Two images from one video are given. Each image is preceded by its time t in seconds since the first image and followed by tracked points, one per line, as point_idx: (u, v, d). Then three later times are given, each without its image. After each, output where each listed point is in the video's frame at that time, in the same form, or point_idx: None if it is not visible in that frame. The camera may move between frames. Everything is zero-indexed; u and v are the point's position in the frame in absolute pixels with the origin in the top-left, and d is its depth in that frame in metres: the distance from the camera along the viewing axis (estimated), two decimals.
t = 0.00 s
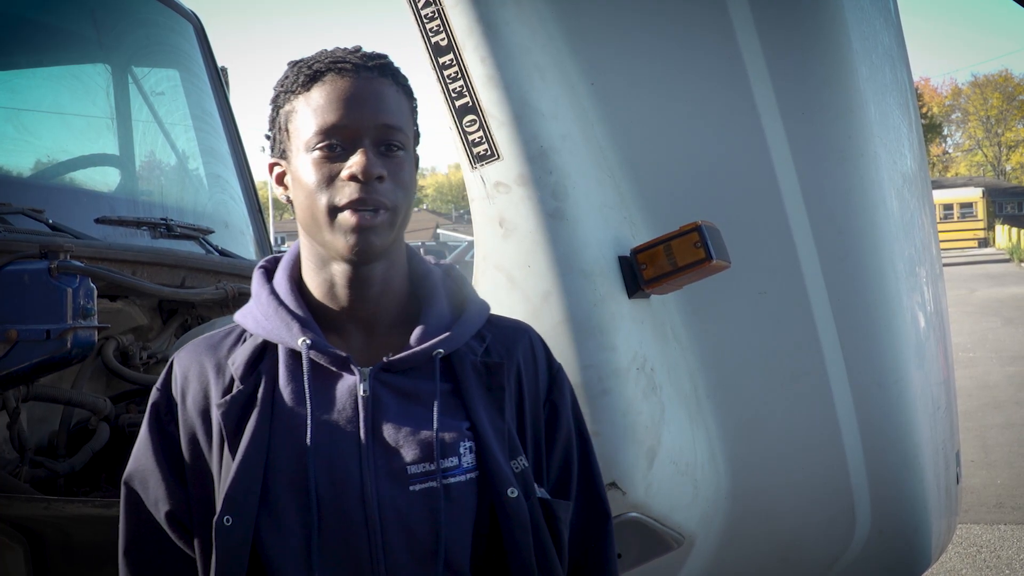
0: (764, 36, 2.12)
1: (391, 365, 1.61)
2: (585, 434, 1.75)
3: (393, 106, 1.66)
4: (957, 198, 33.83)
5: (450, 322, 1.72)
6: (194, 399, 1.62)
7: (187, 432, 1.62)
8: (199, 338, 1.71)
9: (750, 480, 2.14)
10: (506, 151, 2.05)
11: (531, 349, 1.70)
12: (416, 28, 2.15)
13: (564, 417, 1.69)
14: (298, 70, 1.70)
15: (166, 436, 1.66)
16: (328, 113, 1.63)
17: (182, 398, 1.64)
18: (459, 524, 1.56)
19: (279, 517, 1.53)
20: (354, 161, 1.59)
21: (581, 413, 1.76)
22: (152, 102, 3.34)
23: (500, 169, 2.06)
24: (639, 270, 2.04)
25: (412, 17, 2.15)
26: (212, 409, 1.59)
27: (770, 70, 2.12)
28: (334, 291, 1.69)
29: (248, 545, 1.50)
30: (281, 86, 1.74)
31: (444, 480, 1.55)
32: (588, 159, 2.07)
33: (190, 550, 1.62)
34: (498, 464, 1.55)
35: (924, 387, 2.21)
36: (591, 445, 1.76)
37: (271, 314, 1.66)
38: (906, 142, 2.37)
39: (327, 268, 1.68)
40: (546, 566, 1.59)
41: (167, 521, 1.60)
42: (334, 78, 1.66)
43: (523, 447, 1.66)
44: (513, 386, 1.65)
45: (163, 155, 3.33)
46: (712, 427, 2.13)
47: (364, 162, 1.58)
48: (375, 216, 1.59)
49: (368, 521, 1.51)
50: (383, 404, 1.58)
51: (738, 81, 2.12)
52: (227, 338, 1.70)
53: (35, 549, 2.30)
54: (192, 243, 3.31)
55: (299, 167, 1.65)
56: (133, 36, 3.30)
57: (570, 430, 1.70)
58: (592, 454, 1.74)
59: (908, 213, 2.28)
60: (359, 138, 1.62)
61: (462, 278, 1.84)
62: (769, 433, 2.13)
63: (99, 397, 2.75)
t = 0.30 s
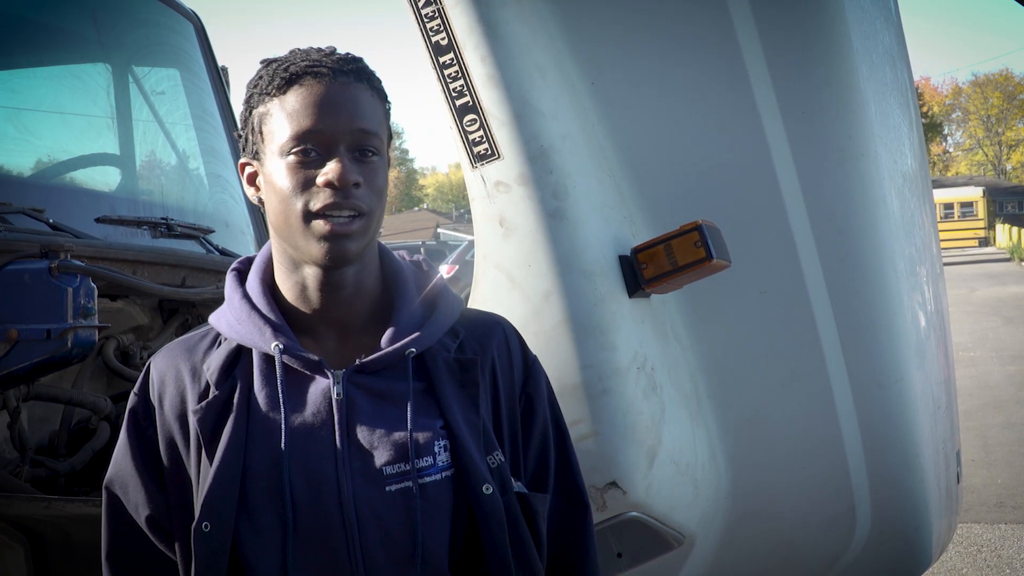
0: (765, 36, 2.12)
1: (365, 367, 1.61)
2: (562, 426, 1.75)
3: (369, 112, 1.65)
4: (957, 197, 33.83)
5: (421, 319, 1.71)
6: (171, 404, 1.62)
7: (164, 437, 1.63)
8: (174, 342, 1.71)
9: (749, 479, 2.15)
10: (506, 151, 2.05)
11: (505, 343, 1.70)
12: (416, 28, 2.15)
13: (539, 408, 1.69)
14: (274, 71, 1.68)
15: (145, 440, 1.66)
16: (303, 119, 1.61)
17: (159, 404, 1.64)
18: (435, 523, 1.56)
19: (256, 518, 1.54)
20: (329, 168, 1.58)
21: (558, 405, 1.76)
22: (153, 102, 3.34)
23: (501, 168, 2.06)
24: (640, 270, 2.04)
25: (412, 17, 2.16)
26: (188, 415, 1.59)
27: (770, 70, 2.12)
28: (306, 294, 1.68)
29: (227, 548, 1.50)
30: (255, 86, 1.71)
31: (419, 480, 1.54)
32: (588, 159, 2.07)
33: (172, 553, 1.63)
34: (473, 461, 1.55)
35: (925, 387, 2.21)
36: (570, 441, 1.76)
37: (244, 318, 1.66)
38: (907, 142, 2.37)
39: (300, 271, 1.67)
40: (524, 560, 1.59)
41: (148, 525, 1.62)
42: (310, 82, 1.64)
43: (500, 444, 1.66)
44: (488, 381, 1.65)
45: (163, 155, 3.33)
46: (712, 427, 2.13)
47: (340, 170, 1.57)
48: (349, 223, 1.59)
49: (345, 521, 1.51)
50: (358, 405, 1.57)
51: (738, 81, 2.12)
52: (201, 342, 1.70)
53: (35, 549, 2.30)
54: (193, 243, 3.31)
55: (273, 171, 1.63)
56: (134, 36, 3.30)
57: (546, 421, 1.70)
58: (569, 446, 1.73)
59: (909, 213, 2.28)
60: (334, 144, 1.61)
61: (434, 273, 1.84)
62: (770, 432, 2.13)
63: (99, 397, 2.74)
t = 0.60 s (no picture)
0: (765, 36, 2.12)
1: (364, 366, 1.61)
2: (566, 425, 1.74)
3: (366, 114, 1.65)
4: (957, 197, 33.82)
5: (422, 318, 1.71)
6: (175, 406, 1.63)
7: (169, 440, 1.63)
8: (178, 345, 1.72)
9: (750, 479, 2.15)
10: (506, 151, 2.05)
11: (507, 342, 1.71)
12: (416, 28, 2.15)
13: (542, 406, 1.69)
14: (272, 73, 1.68)
15: (150, 443, 1.66)
16: (301, 121, 1.61)
17: (163, 407, 1.64)
18: (438, 523, 1.55)
19: (258, 518, 1.54)
20: (328, 170, 1.58)
21: (562, 404, 1.75)
22: (153, 102, 3.35)
23: (501, 168, 2.06)
24: (640, 270, 2.04)
25: (413, 17, 2.16)
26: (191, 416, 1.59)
27: (770, 70, 2.12)
28: (307, 295, 1.69)
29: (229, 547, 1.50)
30: (253, 89, 1.71)
31: (420, 478, 1.54)
32: (588, 159, 2.08)
33: (178, 555, 1.63)
34: (473, 460, 1.54)
35: (925, 387, 2.21)
36: (574, 438, 1.76)
37: (246, 318, 1.66)
38: (908, 143, 2.38)
39: (300, 272, 1.68)
40: (527, 559, 1.57)
41: (154, 528, 1.62)
42: (308, 85, 1.64)
43: (503, 444, 1.66)
44: (489, 379, 1.65)
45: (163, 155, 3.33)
46: (712, 427, 2.14)
47: (339, 171, 1.57)
48: (348, 225, 1.59)
49: (347, 520, 1.51)
50: (358, 405, 1.58)
51: (739, 81, 2.12)
52: (205, 343, 1.71)
53: (35, 549, 2.30)
54: (194, 242, 3.31)
55: (271, 173, 1.63)
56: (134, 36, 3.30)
57: (549, 419, 1.69)
58: (572, 444, 1.73)
59: (909, 213, 2.28)
60: (333, 146, 1.61)
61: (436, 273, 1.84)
62: (770, 431, 2.13)
63: (100, 397, 2.74)
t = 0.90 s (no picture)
0: (765, 36, 2.12)
1: (376, 363, 1.61)
2: (576, 426, 1.74)
3: (381, 113, 1.65)
4: (958, 198, 33.82)
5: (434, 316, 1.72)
6: (185, 402, 1.63)
7: (179, 436, 1.63)
8: (189, 342, 1.72)
9: (751, 480, 2.15)
10: (506, 151, 2.05)
11: (519, 343, 1.70)
12: (417, 28, 2.15)
13: (552, 409, 1.68)
14: (287, 71, 1.69)
15: (160, 440, 1.67)
16: (316, 119, 1.61)
17: (174, 403, 1.65)
18: (447, 522, 1.55)
19: (268, 516, 1.54)
20: (342, 169, 1.58)
21: (571, 405, 1.75)
22: (154, 102, 3.35)
23: (501, 168, 2.06)
24: (641, 270, 2.04)
25: (413, 17, 2.16)
26: (202, 412, 1.60)
27: (771, 70, 2.12)
28: (319, 292, 1.69)
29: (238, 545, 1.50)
30: (269, 87, 1.72)
31: (430, 477, 1.54)
32: (589, 159, 2.08)
33: (185, 551, 1.63)
34: (483, 459, 1.54)
35: (925, 387, 2.21)
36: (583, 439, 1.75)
37: (257, 315, 1.66)
38: (908, 143, 2.38)
39: (313, 270, 1.68)
40: (536, 560, 1.57)
41: (162, 523, 1.61)
42: (323, 83, 1.64)
43: (513, 444, 1.66)
44: (500, 380, 1.65)
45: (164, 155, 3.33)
46: (712, 427, 2.14)
47: (352, 170, 1.57)
48: (361, 223, 1.59)
49: (356, 518, 1.51)
50: (369, 402, 1.58)
51: (738, 81, 2.12)
52: (216, 341, 1.71)
53: (36, 548, 2.30)
54: (194, 243, 3.31)
55: (285, 171, 1.64)
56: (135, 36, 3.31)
57: (559, 421, 1.69)
58: (581, 446, 1.73)
59: (909, 213, 2.28)
60: (347, 145, 1.61)
61: (447, 272, 1.84)
62: (770, 431, 2.14)
63: (100, 397, 2.75)
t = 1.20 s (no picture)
0: (765, 36, 2.12)
1: (382, 363, 1.61)
2: (579, 427, 1.74)
3: (393, 116, 1.65)
4: (958, 197, 33.82)
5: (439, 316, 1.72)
6: (189, 400, 1.63)
7: (184, 434, 1.63)
8: (193, 341, 1.72)
9: (750, 480, 2.15)
10: (506, 151, 2.05)
11: (523, 344, 1.71)
12: (417, 28, 2.15)
13: (556, 410, 1.68)
14: (299, 71, 1.68)
15: (163, 438, 1.66)
16: (328, 121, 1.61)
17: (177, 401, 1.64)
18: (451, 522, 1.55)
19: (271, 515, 1.53)
20: (353, 171, 1.58)
21: (575, 406, 1.75)
22: (154, 102, 3.35)
23: (501, 168, 2.06)
24: (641, 270, 2.04)
25: (413, 17, 2.16)
26: (207, 410, 1.60)
27: (771, 70, 2.12)
28: (325, 292, 1.69)
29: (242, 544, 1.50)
30: (280, 85, 1.71)
31: (435, 476, 1.54)
32: (588, 159, 2.08)
33: (188, 550, 1.62)
34: (488, 459, 1.54)
35: (925, 387, 2.21)
36: (585, 440, 1.75)
37: (262, 314, 1.66)
38: (908, 143, 2.38)
39: (319, 270, 1.68)
40: (539, 560, 1.58)
41: (165, 521, 1.61)
42: (336, 85, 1.64)
43: (517, 444, 1.66)
44: (505, 380, 1.65)
45: (164, 155, 3.33)
46: (711, 427, 2.14)
47: (363, 173, 1.57)
48: (370, 226, 1.59)
49: (360, 517, 1.51)
50: (374, 402, 1.58)
51: (738, 81, 2.12)
52: (221, 340, 1.70)
53: (36, 548, 2.30)
54: (195, 243, 3.31)
55: (295, 171, 1.63)
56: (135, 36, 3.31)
57: (563, 422, 1.69)
58: (584, 446, 1.73)
59: (909, 213, 2.28)
60: (358, 147, 1.61)
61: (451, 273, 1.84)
62: (769, 431, 2.14)
63: (101, 397, 2.75)
